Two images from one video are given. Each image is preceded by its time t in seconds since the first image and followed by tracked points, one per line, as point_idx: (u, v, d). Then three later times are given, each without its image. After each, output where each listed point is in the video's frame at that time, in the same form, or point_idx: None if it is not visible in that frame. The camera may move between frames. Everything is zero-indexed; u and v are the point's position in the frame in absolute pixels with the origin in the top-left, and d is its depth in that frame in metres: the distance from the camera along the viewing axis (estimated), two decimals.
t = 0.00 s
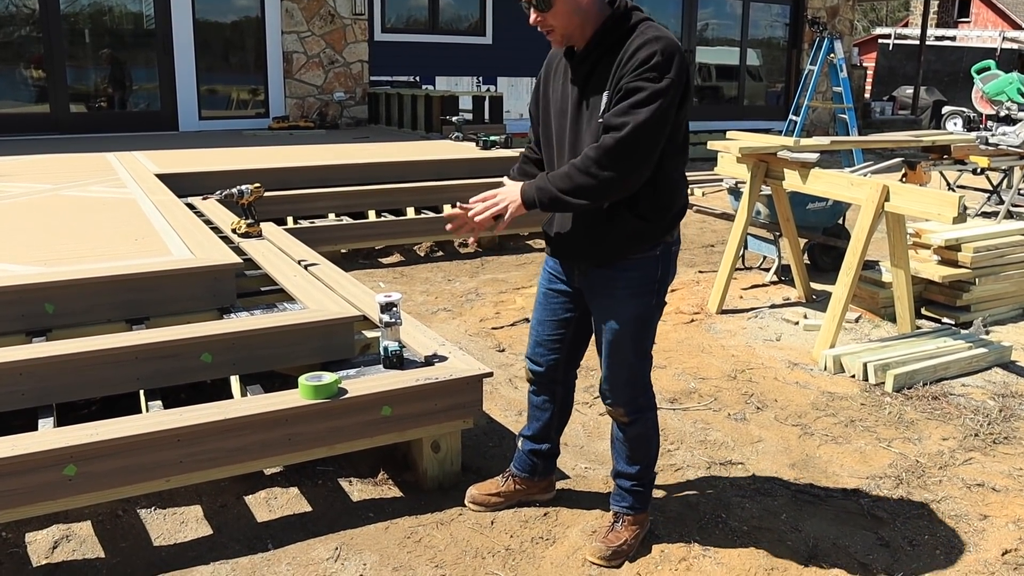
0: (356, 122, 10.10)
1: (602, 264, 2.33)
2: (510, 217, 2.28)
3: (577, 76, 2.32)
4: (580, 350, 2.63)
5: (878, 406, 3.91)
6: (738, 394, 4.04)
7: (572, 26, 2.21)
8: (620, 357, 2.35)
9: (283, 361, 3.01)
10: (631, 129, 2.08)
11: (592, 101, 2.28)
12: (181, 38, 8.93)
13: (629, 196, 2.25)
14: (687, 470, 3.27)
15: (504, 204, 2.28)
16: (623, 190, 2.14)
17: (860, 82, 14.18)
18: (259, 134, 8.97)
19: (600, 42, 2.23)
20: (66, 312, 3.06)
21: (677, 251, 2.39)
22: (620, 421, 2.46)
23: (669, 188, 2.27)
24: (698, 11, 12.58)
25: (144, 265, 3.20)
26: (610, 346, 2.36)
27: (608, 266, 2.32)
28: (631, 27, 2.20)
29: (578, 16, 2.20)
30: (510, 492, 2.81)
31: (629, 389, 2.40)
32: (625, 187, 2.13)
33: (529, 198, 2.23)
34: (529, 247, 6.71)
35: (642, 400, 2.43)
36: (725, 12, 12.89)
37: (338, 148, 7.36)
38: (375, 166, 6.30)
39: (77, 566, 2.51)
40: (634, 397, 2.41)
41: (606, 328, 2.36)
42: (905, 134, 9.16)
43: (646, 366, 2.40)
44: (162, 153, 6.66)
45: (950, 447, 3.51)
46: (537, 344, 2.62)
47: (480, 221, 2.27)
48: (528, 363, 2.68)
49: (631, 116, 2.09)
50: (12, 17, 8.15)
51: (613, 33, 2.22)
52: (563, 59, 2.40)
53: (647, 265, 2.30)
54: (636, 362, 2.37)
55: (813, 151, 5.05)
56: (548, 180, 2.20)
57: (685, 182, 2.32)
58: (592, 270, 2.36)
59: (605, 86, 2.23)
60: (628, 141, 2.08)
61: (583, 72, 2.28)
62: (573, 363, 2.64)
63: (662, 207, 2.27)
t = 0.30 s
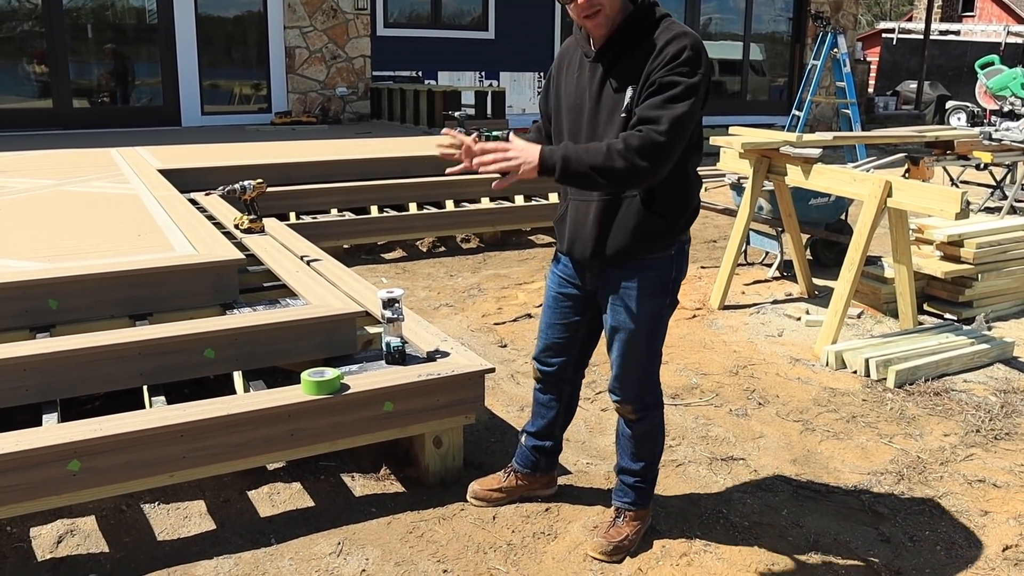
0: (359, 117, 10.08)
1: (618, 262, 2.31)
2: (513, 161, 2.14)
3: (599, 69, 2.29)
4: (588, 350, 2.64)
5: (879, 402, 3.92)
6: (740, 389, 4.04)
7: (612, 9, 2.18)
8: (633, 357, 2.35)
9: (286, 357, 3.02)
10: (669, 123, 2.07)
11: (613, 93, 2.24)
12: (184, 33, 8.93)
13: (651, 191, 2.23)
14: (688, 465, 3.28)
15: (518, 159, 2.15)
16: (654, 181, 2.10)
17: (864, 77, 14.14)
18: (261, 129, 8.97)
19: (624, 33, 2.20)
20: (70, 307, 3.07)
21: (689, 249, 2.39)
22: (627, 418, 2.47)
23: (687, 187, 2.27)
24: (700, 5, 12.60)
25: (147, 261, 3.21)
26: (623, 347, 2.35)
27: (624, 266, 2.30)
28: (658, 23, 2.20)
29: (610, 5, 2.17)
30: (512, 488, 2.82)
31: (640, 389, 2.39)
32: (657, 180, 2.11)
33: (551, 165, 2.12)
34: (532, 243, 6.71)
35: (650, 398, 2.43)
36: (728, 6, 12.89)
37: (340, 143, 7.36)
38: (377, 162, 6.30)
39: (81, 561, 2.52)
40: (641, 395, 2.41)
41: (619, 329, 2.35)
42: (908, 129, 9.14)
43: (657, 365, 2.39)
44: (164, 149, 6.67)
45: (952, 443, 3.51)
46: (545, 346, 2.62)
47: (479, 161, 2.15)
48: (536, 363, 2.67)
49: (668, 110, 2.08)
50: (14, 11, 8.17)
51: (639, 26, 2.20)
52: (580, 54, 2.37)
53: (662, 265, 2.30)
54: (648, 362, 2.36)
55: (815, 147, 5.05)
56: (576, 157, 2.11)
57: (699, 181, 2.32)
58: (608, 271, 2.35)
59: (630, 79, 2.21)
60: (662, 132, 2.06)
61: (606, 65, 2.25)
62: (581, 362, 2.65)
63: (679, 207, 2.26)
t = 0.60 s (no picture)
0: (360, 114, 10.10)
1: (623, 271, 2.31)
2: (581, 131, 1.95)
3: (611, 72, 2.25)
4: (576, 353, 2.64)
5: (876, 400, 3.94)
6: (738, 387, 4.07)
7: (619, 18, 2.17)
8: (633, 363, 2.36)
9: (287, 356, 3.04)
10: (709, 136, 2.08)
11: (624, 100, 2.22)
12: (184, 28, 8.94)
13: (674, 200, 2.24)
14: (686, 463, 3.31)
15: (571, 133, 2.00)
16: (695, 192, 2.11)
17: (865, 72, 14.12)
18: (262, 125, 8.98)
19: (634, 40, 2.19)
20: (73, 307, 3.10)
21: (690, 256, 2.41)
22: (625, 423, 2.47)
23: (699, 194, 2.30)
24: None
25: (150, 261, 3.23)
26: (624, 352, 2.36)
27: (631, 275, 2.31)
28: (671, 29, 2.20)
29: (618, 13, 2.16)
30: (510, 486, 2.84)
31: (639, 394, 2.41)
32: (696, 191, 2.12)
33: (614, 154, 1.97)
34: (532, 240, 6.73)
35: (649, 404, 2.44)
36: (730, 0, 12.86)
37: (340, 140, 7.38)
38: (378, 159, 6.32)
39: (84, 559, 2.55)
40: (640, 400, 2.42)
41: (620, 336, 2.35)
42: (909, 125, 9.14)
43: (656, 371, 2.41)
44: (166, 146, 6.69)
45: (948, 441, 3.54)
46: (529, 349, 2.61)
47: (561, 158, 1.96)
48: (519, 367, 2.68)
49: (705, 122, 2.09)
50: (15, 7, 8.18)
51: (648, 34, 2.19)
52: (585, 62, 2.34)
53: (667, 273, 2.31)
54: (648, 368, 2.38)
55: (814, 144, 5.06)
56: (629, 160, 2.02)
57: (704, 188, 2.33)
58: (613, 278, 2.35)
59: (643, 87, 2.19)
60: (689, 142, 2.06)
61: (621, 69, 2.22)
62: (566, 366, 2.67)
63: (688, 212, 2.26)
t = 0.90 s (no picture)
0: (351, 130, 10.16)
1: (614, 292, 2.27)
2: (581, 162, 1.92)
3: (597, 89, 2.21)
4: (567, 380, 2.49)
5: (866, 415, 3.97)
6: (728, 403, 4.09)
7: (606, 36, 2.15)
8: (621, 386, 2.35)
9: (279, 374, 3.05)
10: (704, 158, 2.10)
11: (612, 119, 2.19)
12: (176, 43, 8.96)
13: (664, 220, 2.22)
14: (677, 480, 3.32)
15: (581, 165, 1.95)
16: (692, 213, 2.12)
17: (854, 88, 14.26)
18: (254, 141, 9.00)
19: (621, 59, 2.17)
20: (64, 324, 3.10)
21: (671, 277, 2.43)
22: (613, 444, 2.47)
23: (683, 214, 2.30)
24: (692, 16, 12.66)
25: (141, 278, 3.24)
26: (613, 375, 2.35)
27: (621, 297, 2.28)
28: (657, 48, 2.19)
29: (606, 32, 2.14)
30: (515, 548, 2.57)
31: (625, 417, 2.41)
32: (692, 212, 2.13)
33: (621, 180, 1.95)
34: (523, 256, 6.75)
35: (636, 424, 2.45)
36: (720, 17, 12.97)
37: (332, 156, 7.41)
38: (370, 176, 6.35)
39: None
40: (629, 421, 2.42)
41: (610, 359, 2.33)
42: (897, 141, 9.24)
43: (642, 392, 2.41)
44: (158, 162, 6.70)
45: (937, 456, 3.57)
46: (520, 379, 2.43)
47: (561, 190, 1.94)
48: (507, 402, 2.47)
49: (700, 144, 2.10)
50: (7, 22, 8.19)
51: (634, 52, 2.18)
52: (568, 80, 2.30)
53: (655, 295, 2.31)
54: (636, 389, 2.37)
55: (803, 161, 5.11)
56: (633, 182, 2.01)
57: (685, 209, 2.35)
58: (604, 300, 2.30)
59: (632, 105, 2.17)
60: (687, 166, 2.07)
61: (608, 86, 2.19)
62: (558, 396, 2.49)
63: (677, 231, 2.25)
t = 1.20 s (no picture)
0: (343, 152, 10.22)
1: (602, 327, 2.22)
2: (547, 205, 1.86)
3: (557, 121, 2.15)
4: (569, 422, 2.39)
5: (857, 436, 3.99)
6: (720, 425, 4.10)
7: (562, 65, 2.09)
8: (615, 416, 2.32)
9: (272, 397, 3.05)
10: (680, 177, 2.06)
11: (577, 150, 2.13)
12: (169, 67, 9.00)
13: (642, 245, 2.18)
14: (669, 501, 3.32)
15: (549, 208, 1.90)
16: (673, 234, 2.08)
17: (842, 111, 14.41)
18: (247, 164, 9.04)
19: (576, 88, 2.12)
20: (56, 347, 3.10)
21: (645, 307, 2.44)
22: (606, 472, 2.45)
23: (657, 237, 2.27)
24: (681, 40, 12.77)
25: (133, 301, 3.24)
26: (608, 408, 2.30)
27: (613, 332, 2.23)
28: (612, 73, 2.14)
29: (562, 60, 2.08)
30: None
31: (618, 444, 2.38)
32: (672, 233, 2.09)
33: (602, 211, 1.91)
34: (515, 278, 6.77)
35: (628, 450, 2.43)
36: (710, 41, 13.10)
37: (324, 179, 7.44)
38: (362, 198, 6.37)
39: None
40: (622, 448, 2.41)
41: (606, 393, 2.28)
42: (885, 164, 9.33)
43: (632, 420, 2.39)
44: (150, 185, 6.72)
45: (927, 477, 3.58)
46: (526, 426, 2.30)
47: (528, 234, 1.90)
48: (514, 453, 2.33)
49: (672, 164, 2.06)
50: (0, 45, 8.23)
51: (590, 79, 2.13)
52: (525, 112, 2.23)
53: (641, 327, 2.29)
54: (627, 418, 2.36)
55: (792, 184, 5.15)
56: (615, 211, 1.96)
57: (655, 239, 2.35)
58: (597, 336, 2.23)
59: (595, 133, 2.11)
60: (664, 189, 2.03)
61: (568, 117, 2.13)
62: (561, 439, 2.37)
63: (655, 256, 2.21)
